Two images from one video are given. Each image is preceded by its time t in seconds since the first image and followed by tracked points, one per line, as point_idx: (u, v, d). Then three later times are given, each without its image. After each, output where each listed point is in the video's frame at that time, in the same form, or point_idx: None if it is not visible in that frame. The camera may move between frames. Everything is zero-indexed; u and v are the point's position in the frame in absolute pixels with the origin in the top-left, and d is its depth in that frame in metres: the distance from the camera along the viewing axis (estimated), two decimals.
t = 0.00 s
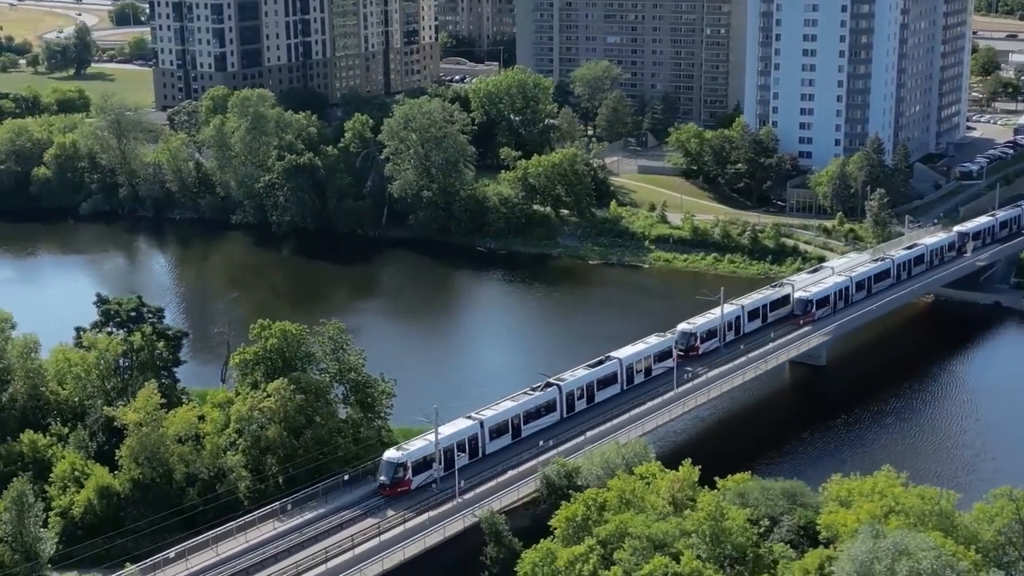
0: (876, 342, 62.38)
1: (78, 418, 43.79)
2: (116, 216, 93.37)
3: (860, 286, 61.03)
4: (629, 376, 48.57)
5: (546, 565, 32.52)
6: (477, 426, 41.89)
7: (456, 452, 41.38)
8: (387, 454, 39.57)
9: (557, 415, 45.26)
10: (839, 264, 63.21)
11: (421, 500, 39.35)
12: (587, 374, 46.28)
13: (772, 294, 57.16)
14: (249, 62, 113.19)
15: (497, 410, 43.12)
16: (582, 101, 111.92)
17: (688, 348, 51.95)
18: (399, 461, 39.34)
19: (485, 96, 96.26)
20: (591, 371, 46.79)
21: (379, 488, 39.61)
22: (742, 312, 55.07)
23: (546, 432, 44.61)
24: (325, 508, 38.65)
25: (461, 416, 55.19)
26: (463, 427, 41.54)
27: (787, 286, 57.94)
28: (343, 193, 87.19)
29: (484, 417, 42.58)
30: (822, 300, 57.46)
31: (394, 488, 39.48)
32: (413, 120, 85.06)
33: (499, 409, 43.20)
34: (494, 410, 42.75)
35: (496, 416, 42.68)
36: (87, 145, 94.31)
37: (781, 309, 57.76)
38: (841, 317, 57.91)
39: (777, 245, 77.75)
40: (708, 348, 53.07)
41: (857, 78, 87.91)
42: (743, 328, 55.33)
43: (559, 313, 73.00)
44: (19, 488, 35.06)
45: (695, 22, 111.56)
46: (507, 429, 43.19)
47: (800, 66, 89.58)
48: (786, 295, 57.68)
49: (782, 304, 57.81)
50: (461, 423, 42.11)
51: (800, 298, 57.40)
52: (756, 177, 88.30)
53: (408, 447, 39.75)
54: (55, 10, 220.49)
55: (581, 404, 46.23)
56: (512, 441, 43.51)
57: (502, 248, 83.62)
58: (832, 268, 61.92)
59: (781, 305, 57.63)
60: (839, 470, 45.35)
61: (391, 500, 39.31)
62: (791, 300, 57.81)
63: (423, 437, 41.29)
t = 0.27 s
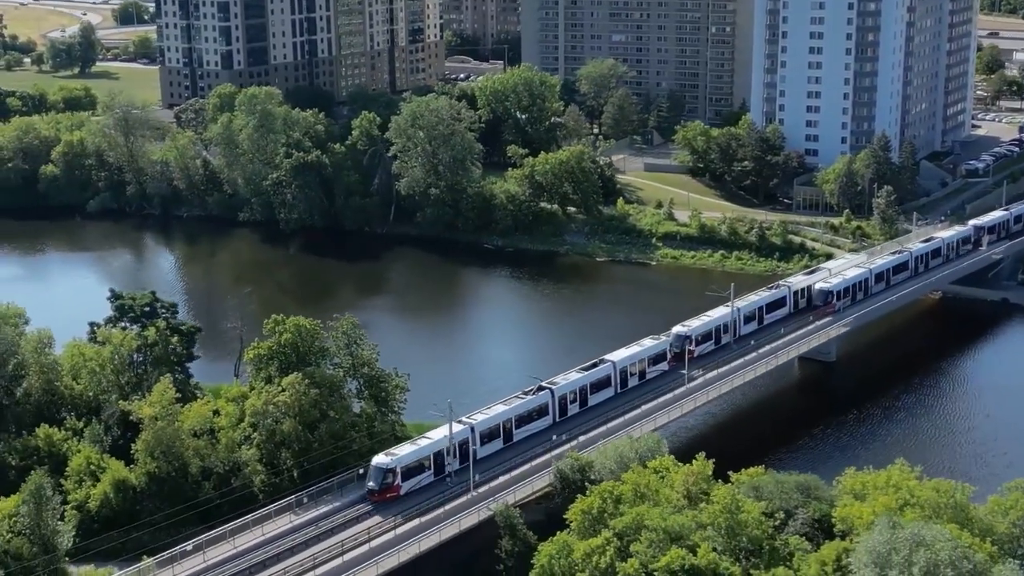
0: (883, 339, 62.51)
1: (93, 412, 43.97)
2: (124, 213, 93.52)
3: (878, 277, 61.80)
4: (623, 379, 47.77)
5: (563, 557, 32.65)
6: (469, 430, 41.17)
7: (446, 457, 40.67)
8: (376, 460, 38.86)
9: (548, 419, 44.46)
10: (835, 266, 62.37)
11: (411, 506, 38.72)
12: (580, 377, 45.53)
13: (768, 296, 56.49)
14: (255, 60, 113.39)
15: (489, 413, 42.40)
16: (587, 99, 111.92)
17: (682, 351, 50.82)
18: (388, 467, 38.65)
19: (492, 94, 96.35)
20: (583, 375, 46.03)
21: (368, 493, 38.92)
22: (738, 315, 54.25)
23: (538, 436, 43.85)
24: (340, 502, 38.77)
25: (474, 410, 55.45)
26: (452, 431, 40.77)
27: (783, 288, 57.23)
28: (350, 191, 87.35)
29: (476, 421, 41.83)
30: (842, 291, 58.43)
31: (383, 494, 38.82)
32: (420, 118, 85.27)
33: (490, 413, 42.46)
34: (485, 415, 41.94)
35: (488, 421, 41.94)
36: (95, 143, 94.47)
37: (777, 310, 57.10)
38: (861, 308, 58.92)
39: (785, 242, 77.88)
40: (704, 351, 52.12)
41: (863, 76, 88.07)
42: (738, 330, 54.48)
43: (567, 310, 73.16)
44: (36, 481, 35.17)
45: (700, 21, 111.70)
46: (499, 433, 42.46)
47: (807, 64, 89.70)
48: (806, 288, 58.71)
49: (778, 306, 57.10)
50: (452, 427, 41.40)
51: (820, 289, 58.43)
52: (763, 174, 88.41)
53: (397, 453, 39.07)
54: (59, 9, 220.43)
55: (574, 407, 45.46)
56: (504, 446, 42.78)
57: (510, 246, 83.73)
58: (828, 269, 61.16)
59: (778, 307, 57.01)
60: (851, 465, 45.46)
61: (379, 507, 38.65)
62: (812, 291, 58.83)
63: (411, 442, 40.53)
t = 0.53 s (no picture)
0: (892, 335, 62.61)
1: (108, 407, 44.18)
2: (131, 211, 93.73)
3: (897, 269, 62.62)
4: (617, 383, 47.15)
5: (580, 550, 32.87)
6: (459, 434, 40.48)
7: (436, 461, 39.99)
8: (364, 465, 38.23)
9: (542, 423, 43.89)
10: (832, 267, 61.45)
11: (400, 511, 38.08)
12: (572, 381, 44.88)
13: (765, 297, 55.75)
14: (261, 58, 113.58)
15: (480, 417, 41.73)
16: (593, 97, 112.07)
17: (678, 353, 50.31)
18: (376, 472, 37.98)
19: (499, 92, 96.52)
20: (578, 378, 45.50)
21: (356, 499, 38.29)
22: (733, 316, 53.52)
23: (530, 441, 43.17)
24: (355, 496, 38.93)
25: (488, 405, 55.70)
26: (444, 435, 40.17)
27: (780, 289, 56.49)
28: (358, 188, 87.48)
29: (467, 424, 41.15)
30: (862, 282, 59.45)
31: (371, 500, 38.17)
32: (428, 115, 85.41)
33: (482, 416, 41.80)
34: (477, 418, 41.32)
35: (480, 424, 41.25)
36: (102, 141, 94.69)
37: (774, 311, 56.37)
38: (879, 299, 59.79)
39: (792, 239, 78.00)
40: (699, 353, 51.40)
41: (870, 73, 88.13)
42: (735, 332, 53.74)
43: (575, 306, 73.36)
44: (54, 474, 35.26)
45: (706, 19, 111.81)
46: (491, 438, 41.80)
47: (813, 61, 89.84)
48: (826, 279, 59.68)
49: (774, 308, 56.34)
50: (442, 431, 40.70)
51: (841, 280, 59.47)
52: (770, 172, 88.53)
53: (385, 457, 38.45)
54: (62, 8, 220.54)
55: (567, 411, 44.83)
56: (496, 450, 42.13)
57: (517, 243, 83.89)
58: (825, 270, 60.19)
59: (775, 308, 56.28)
60: (862, 459, 45.57)
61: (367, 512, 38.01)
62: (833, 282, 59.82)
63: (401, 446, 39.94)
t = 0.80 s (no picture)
0: (900, 330, 62.74)
1: (123, 400, 44.35)
2: (139, 208, 93.91)
3: (915, 262, 63.38)
4: (611, 386, 46.37)
5: (597, 541, 33.10)
6: (449, 439, 39.85)
7: (425, 466, 39.38)
8: (353, 469, 37.58)
9: (534, 427, 43.25)
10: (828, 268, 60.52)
11: (390, 517, 37.50)
12: (565, 384, 44.09)
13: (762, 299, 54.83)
14: (268, 56, 113.74)
15: (471, 421, 41.03)
16: (599, 95, 112.15)
17: (673, 355, 49.37)
18: (365, 477, 37.40)
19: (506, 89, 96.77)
20: (570, 381, 44.77)
21: (345, 505, 37.70)
22: (729, 318, 52.64)
23: (521, 446, 42.48)
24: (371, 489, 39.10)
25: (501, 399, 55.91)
26: (434, 439, 39.55)
27: (777, 291, 55.57)
28: (365, 185, 87.64)
29: (458, 429, 40.49)
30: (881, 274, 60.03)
31: (360, 505, 37.58)
32: (436, 113, 85.59)
33: (472, 421, 41.11)
34: (468, 422, 40.68)
35: (471, 429, 40.57)
36: (110, 138, 94.87)
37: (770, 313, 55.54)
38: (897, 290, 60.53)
39: (799, 236, 78.18)
40: (694, 356, 50.53)
41: (876, 70, 88.25)
42: (731, 334, 52.85)
43: (584, 303, 73.52)
44: (72, 466, 35.36)
45: (711, 17, 111.96)
46: (482, 443, 41.13)
47: (820, 59, 89.95)
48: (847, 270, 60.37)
49: (770, 311, 55.50)
50: (432, 436, 40.08)
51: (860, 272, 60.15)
52: (777, 169, 88.59)
53: (375, 462, 37.82)
54: (65, 7, 220.64)
55: (559, 415, 44.11)
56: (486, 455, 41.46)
57: (525, 240, 84.09)
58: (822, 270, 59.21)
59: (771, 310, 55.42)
60: (873, 453, 45.74)
61: (355, 518, 37.42)
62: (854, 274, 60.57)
63: (390, 450, 39.30)
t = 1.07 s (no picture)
0: (909, 326, 62.87)
1: (137, 395, 44.53)
2: (147, 205, 94.09)
3: (933, 254, 63.98)
4: (605, 389, 45.68)
5: (614, 534, 33.30)
6: (440, 443, 39.13)
7: (416, 471, 38.68)
8: (341, 473, 36.88)
9: (527, 430, 42.57)
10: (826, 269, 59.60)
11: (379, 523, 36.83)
12: (559, 387, 43.45)
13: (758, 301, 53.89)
14: (274, 54, 113.88)
15: (463, 425, 40.31)
16: (605, 93, 112.27)
17: (668, 358, 48.79)
18: (353, 482, 36.70)
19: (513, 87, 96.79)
20: (564, 384, 44.07)
21: (333, 510, 37.00)
22: (725, 320, 51.78)
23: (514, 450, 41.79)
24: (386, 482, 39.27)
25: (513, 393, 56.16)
26: (426, 443, 38.86)
27: (774, 292, 54.66)
28: (373, 182, 87.80)
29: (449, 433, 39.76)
30: (900, 265, 60.60)
31: (348, 511, 36.87)
32: (444, 110, 85.76)
33: (464, 424, 40.38)
34: (460, 426, 40.01)
35: (462, 433, 39.84)
36: (118, 135, 95.05)
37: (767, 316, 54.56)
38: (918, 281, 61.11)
39: (807, 233, 78.35)
40: (689, 359, 49.79)
41: (883, 68, 88.39)
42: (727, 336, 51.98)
43: (592, 299, 73.72)
44: (90, 460, 35.55)
45: (717, 15, 112.08)
46: (473, 446, 40.44)
47: (827, 56, 90.10)
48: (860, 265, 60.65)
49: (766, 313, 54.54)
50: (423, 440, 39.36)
51: (879, 264, 60.63)
52: (784, 166, 88.68)
53: (363, 466, 37.16)
54: (69, 6, 220.66)
55: (552, 418, 43.46)
56: (478, 459, 40.76)
57: (533, 237, 84.29)
58: (820, 271, 58.26)
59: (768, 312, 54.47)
60: (886, 447, 45.91)
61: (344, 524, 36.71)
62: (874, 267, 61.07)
63: (380, 454, 38.63)
